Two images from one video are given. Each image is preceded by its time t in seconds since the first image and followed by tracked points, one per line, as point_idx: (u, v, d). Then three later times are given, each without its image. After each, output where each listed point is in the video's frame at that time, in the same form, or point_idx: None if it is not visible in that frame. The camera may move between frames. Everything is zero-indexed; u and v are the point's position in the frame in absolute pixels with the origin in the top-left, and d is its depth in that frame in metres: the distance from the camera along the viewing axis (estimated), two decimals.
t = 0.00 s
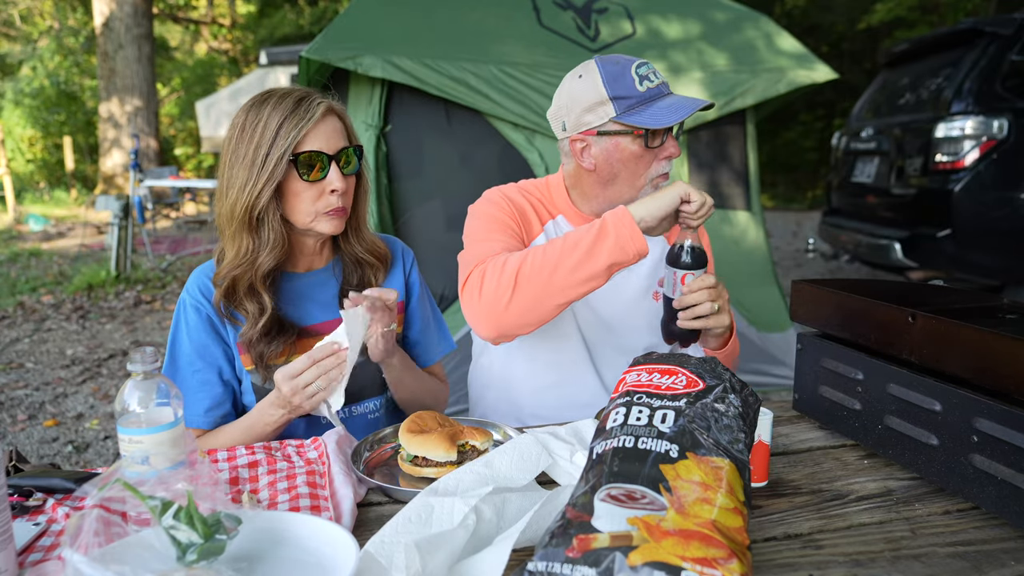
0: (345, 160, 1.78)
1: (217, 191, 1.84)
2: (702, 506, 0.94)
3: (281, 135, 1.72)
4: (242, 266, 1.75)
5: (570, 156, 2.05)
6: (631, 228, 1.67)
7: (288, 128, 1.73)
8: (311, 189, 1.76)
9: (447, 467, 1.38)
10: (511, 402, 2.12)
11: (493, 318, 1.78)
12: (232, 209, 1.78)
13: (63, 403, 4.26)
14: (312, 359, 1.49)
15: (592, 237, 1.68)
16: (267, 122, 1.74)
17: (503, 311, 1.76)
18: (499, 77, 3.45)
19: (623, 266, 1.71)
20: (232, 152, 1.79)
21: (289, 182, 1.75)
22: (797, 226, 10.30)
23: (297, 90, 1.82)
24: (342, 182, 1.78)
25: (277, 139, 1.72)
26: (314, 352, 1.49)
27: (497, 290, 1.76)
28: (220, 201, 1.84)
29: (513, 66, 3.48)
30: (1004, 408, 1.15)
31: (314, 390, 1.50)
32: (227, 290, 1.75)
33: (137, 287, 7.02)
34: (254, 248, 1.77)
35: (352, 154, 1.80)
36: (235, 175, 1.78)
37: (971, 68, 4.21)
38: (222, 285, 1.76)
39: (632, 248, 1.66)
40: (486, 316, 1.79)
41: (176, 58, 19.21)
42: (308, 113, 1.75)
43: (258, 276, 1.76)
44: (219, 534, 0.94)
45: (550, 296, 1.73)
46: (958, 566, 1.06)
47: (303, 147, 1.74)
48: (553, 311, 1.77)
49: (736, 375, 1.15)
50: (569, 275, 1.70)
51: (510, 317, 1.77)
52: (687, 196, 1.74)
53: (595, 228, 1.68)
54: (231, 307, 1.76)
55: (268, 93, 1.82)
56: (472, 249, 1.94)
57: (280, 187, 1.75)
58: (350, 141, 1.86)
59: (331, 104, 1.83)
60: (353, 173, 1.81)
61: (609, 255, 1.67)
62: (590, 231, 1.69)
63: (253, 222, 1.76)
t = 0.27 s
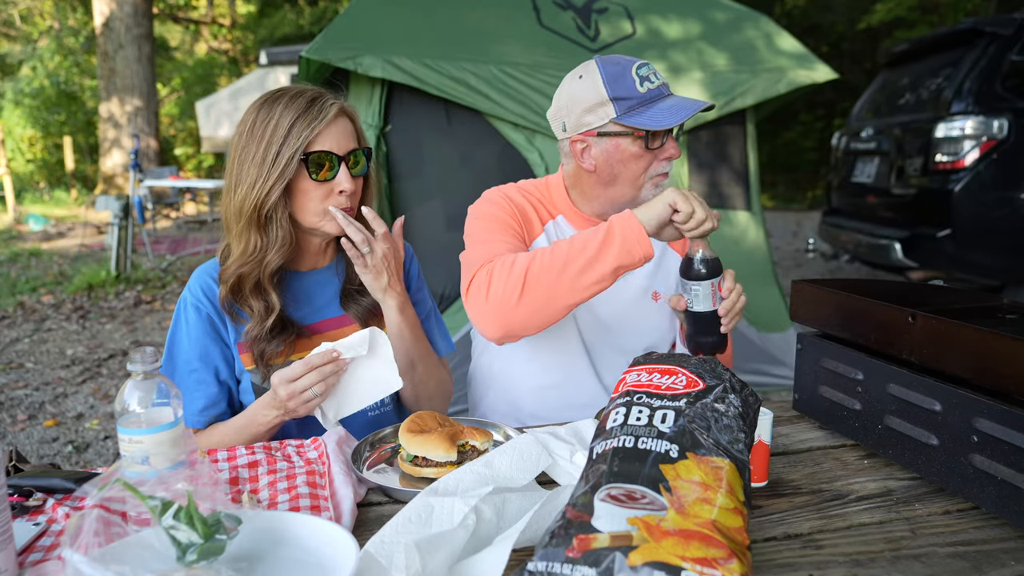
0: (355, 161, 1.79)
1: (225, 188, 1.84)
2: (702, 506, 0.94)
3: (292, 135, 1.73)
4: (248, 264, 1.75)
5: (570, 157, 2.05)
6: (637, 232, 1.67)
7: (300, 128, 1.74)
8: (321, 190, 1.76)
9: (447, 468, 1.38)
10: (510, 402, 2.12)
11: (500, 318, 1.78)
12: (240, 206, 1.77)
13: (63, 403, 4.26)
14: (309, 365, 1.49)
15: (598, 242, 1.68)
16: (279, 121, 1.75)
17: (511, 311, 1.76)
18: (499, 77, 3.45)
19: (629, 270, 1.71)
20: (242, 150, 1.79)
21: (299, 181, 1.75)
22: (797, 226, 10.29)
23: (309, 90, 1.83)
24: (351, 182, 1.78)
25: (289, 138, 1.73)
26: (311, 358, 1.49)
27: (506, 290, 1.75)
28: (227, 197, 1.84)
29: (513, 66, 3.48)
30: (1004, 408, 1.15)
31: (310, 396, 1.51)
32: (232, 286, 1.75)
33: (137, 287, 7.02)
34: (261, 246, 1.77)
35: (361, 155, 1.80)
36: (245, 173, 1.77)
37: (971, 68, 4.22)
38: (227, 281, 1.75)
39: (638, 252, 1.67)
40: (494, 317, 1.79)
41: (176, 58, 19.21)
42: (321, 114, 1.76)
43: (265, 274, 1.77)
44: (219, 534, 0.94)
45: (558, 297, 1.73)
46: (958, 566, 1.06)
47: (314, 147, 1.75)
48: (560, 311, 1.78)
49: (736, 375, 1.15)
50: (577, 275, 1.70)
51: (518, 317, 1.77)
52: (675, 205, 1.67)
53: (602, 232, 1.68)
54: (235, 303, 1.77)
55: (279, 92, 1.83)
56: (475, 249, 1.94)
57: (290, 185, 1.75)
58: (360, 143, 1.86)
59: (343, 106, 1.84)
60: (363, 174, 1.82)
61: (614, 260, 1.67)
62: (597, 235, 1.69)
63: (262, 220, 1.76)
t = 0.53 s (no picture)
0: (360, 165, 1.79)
1: (227, 185, 1.84)
2: (702, 506, 0.94)
3: (299, 136, 1.73)
4: (249, 262, 1.75)
5: (572, 157, 2.05)
6: (637, 239, 1.67)
7: (306, 130, 1.73)
8: (325, 192, 1.76)
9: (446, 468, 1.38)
10: (510, 402, 2.12)
11: (495, 324, 1.79)
12: (243, 204, 1.77)
13: (63, 403, 4.26)
14: (319, 368, 1.50)
15: (597, 246, 1.67)
16: (286, 122, 1.74)
17: (506, 317, 1.76)
18: (499, 77, 3.45)
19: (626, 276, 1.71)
20: (247, 148, 1.79)
21: (303, 183, 1.75)
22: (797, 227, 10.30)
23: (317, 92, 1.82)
24: (355, 186, 1.78)
25: (295, 139, 1.73)
26: (321, 361, 1.50)
27: (500, 296, 1.76)
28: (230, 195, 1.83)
29: (513, 66, 3.48)
30: (1004, 408, 1.15)
31: (319, 399, 1.52)
32: (233, 283, 1.76)
33: (137, 287, 7.02)
34: (263, 246, 1.77)
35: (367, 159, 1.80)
36: (249, 171, 1.77)
37: (972, 68, 4.22)
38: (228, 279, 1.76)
39: (638, 258, 1.66)
40: (489, 321, 1.79)
41: (176, 58, 19.21)
42: (328, 117, 1.76)
43: (267, 274, 1.78)
44: (219, 534, 0.94)
45: (553, 304, 1.73)
46: (958, 566, 1.06)
47: (320, 150, 1.74)
48: (555, 316, 1.77)
49: (736, 375, 1.15)
50: (575, 279, 1.70)
51: (512, 323, 1.77)
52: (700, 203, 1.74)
53: (601, 236, 1.68)
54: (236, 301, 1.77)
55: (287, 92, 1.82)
56: (473, 251, 1.94)
57: (294, 186, 1.75)
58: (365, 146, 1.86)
59: (351, 109, 1.83)
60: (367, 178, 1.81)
61: (614, 265, 1.67)
62: (596, 239, 1.68)
63: (264, 219, 1.76)
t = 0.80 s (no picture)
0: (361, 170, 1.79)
1: (227, 185, 1.83)
2: (701, 506, 0.94)
3: (302, 139, 1.73)
4: (247, 263, 1.75)
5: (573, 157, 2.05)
6: (634, 236, 1.66)
7: (310, 133, 1.74)
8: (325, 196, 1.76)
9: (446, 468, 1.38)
10: (510, 401, 2.12)
11: (493, 322, 1.79)
12: (242, 204, 1.77)
13: (63, 403, 4.26)
14: (314, 373, 1.50)
15: (594, 244, 1.68)
16: (290, 124, 1.74)
17: (504, 315, 1.77)
18: (499, 77, 3.45)
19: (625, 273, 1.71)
20: (248, 148, 1.78)
21: (303, 185, 1.75)
22: (797, 226, 10.30)
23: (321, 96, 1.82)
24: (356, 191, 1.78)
25: (298, 142, 1.73)
26: (317, 367, 1.50)
27: (498, 294, 1.76)
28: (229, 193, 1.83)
29: (513, 66, 3.48)
30: (1004, 409, 1.15)
31: (313, 404, 1.52)
32: (230, 283, 1.76)
33: (137, 287, 7.02)
34: (263, 247, 1.77)
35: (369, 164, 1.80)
36: (250, 171, 1.77)
37: (972, 68, 4.22)
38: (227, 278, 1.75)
39: (635, 254, 1.66)
40: (487, 320, 1.79)
41: (176, 58, 19.23)
42: (332, 121, 1.76)
43: (265, 274, 1.78)
44: (219, 534, 0.94)
45: (551, 302, 1.73)
46: (958, 566, 1.06)
47: (322, 154, 1.74)
48: (553, 314, 1.77)
49: (736, 375, 1.15)
50: (572, 277, 1.70)
51: (511, 321, 1.78)
52: (704, 203, 1.74)
53: (598, 234, 1.68)
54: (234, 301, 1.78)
55: (291, 94, 1.82)
56: (472, 251, 1.94)
57: (295, 189, 1.75)
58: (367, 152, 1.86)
59: (354, 114, 1.84)
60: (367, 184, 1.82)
61: (610, 261, 1.67)
62: (593, 236, 1.69)
63: (263, 220, 1.75)
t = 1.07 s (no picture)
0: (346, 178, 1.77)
1: (220, 190, 1.83)
2: (701, 506, 0.94)
3: (285, 149, 1.72)
4: (239, 271, 1.74)
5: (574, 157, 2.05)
6: (637, 229, 1.66)
7: (293, 143, 1.72)
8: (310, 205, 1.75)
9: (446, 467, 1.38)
10: (510, 401, 2.12)
11: (499, 322, 1.79)
12: (230, 211, 1.78)
13: (63, 403, 4.26)
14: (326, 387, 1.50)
15: (596, 241, 1.68)
16: (274, 134, 1.73)
17: (510, 315, 1.77)
18: (498, 77, 3.45)
19: (630, 267, 1.71)
20: (237, 155, 1.78)
21: (288, 194, 1.75)
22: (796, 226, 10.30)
23: (309, 101, 1.80)
24: (343, 199, 1.77)
25: (281, 152, 1.72)
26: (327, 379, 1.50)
27: (503, 294, 1.76)
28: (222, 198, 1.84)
29: (514, 66, 3.48)
30: (1004, 408, 1.15)
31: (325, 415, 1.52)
32: (227, 287, 1.75)
33: (137, 287, 7.03)
34: (253, 254, 1.76)
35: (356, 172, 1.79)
36: (238, 179, 1.77)
37: (971, 69, 4.22)
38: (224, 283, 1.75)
39: (639, 248, 1.66)
40: (492, 320, 1.80)
41: (176, 58, 19.23)
42: (316, 129, 1.74)
43: (257, 281, 1.76)
44: (219, 534, 0.94)
45: (556, 301, 1.74)
46: (958, 567, 1.06)
47: (306, 163, 1.73)
48: (557, 312, 1.78)
49: (736, 375, 1.15)
50: (576, 274, 1.70)
51: (517, 320, 1.78)
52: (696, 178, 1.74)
53: (601, 230, 1.68)
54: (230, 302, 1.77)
55: (279, 99, 1.80)
56: (474, 250, 1.94)
57: (280, 197, 1.75)
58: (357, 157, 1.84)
59: (342, 120, 1.80)
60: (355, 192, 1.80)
61: (615, 257, 1.67)
62: (596, 233, 1.69)
63: (251, 227, 1.76)
